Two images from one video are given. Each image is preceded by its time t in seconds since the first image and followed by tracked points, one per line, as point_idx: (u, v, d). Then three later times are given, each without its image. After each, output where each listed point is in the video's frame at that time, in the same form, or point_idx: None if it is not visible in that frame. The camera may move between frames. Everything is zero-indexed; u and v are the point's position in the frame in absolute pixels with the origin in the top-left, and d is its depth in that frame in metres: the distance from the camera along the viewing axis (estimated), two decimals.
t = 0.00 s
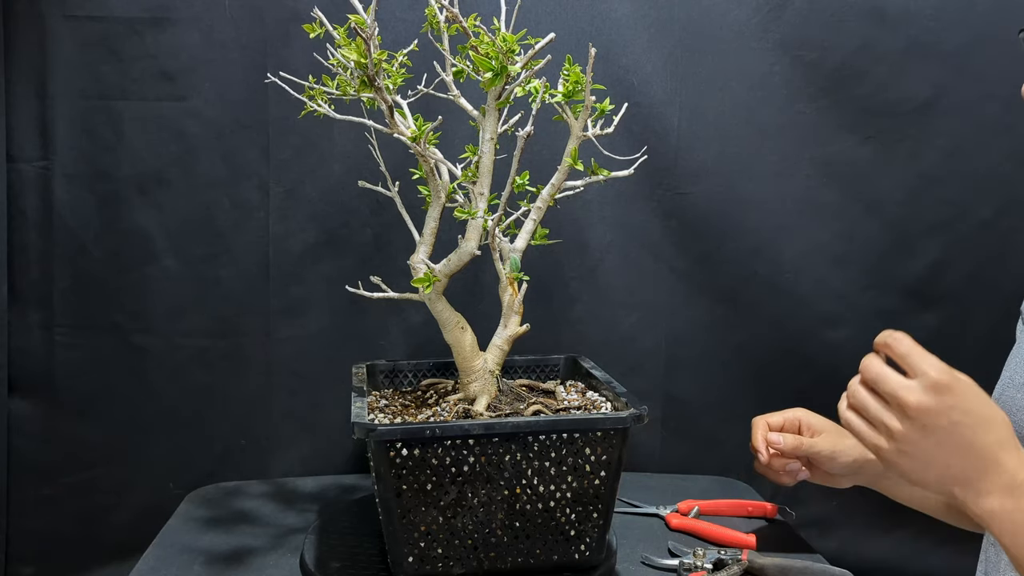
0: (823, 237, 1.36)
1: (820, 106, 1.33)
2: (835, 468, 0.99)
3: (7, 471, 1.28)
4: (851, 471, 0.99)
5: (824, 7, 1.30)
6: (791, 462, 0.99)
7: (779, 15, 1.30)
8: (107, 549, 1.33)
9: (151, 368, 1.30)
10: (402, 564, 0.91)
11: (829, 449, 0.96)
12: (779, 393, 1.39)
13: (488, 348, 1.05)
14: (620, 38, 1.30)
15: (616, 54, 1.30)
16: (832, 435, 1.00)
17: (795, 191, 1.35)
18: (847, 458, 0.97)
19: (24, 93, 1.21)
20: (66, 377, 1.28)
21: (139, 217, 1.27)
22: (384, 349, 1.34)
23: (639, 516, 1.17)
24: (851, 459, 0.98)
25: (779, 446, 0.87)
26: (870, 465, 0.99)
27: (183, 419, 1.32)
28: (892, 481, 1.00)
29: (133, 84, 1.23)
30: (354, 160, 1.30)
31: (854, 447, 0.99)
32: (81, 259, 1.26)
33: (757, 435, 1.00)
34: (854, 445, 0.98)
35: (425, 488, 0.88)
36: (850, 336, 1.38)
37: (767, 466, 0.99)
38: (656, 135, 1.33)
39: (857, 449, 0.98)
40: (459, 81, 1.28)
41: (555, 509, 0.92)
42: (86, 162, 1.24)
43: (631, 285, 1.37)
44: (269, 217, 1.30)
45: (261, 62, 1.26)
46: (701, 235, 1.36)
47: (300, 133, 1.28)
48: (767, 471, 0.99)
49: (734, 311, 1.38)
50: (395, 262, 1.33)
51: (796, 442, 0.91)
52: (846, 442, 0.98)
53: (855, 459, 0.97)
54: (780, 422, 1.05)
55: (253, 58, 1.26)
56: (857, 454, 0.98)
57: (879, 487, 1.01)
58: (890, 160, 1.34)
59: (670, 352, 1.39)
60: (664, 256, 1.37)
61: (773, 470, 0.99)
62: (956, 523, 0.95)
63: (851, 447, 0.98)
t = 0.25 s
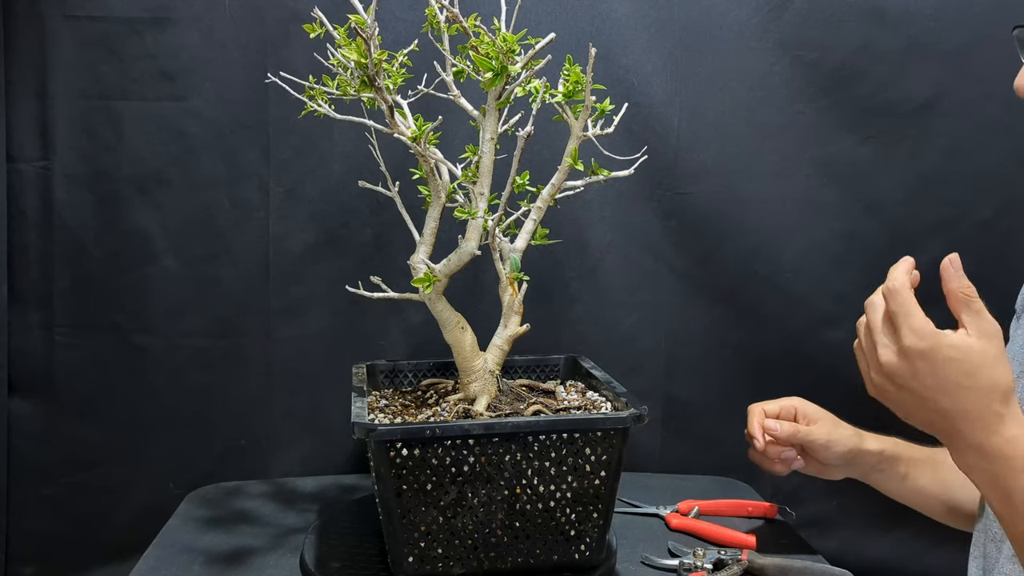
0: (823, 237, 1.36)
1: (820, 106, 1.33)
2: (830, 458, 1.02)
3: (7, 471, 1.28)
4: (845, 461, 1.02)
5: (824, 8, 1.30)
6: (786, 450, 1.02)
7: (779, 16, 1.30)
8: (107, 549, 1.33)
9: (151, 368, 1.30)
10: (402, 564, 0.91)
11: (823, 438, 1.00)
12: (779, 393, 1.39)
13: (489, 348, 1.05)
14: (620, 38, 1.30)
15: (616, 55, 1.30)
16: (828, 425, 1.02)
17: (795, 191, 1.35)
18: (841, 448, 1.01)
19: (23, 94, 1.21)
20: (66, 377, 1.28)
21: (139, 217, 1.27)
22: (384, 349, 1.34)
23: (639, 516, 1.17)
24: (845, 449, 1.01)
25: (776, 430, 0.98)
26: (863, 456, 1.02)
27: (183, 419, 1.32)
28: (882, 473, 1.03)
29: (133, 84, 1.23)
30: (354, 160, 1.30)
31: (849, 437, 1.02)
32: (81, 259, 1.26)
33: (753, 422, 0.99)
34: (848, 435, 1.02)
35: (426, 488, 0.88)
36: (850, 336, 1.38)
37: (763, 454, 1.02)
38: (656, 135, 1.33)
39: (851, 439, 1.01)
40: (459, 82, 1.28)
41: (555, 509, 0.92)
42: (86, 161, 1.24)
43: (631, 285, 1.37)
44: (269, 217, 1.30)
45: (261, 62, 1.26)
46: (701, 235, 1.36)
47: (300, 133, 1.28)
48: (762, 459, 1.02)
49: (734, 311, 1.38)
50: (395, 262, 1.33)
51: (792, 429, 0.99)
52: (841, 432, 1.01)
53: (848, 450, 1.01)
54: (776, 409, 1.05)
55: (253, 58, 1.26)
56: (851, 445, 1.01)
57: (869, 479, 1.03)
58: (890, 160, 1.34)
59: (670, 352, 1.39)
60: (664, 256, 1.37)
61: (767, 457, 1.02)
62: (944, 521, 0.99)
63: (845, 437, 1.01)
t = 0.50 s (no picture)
0: (823, 237, 1.36)
1: (820, 106, 1.33)
2: (816, 451, 1.01)
3: (7, 471, 1.28)
4: (831, 454, 1.01)
5: (824, 8, 1.30)
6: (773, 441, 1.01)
7: (779, 16, 1.30)
8: (108, 549, 1.33)
9: (151, 368, 1.30)
10: (402, 564, 0.91)
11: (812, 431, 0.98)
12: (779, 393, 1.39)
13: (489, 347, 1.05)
14: (620, 38, 1.30)
15: (616, 54, 1.30)
16: (816, 418, 1.01)
17: (795, 191, 1.35)
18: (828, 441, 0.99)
19: (23, 94, 1.21)
20: (66, 377, 1.28)
21: (139, 217, 1.27)
22: (384, 349, 1.34)
23: (639, 516, 1.17)
24: (832, 443, 1.00)
25: (765, 422, 0.96)
26: (850, 449, 1.01)
27: (183, 419, 1.32)
28: (869, 467, 1.02)
29: (133, 84, 1.23)
30: (354, 160, 1.30)
31: (835, 430, 1.01)
32: (81, 259, 1.26)
33: (740, 414, 0.99)
34: (835, 428, 1.00)
35: (426, 488, 0.88)
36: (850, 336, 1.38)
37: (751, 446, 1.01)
38: (656, 135, 1.33)
39: (838, 432, 1.00)
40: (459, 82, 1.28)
41: (555, 509, 0.92)
42: (86, 161, 1.24)
43: (631, 285, 1.37)
44: (269, 217, 1.30)
45: (261, 62, 1.26)
46: (701, 235, 1.36)
47: (300, 133, 1.28)
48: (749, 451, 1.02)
49: (734, 311, 1.38)
50: (395, 262, 1.33)
51: (780, 420, 0.98)
52: (828, 425, 1.00)
53: (835, 443, 1.00)
54: (764, 402, 1.04)
55: (253, 58, 1.26)
56: (838, 438, 1.00)
57: (856, 472, 1.02)
58: (890, 160, 1.34)
59: (670, 352, 1.39)
60: (664, 256, 1.37)
61: (755, 448, 1.02)
62: (927, 514, 1.00)
63: (832, 430, 1.00)
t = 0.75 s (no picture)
0: (823, 237, 1.36)
1: (820, 106, 1.33)
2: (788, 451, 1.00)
3: (7, 471, 1.28)
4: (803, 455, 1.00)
5: (824, 8, 1.30)
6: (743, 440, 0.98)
7: (779, 16, 1.30)
8: (107, 549, 1.33)
9: (151, 368, 1.30)
10: (402, 564, 0.91)
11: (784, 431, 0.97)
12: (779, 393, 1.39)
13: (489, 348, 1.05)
14: (620, 38, 1.30)
15: (616, 54, 1.30)
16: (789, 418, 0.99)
17: (794, 191, 1.35)
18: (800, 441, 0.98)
19: (23, 94, 1.21)
20: (66, 377, 1.28)
21: (139, 217, 1.27)
22: (384, 349, 1.34)
23: (639, 516, 1.17)
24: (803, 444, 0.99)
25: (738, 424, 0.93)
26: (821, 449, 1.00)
27: (183, 419, 1.32)
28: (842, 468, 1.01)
29: (133, 84, 1.23)
30: (354, 160, 1.30)
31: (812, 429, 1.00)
32: (81, 259, 1.26)
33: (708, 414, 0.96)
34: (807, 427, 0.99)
35: (426, 488, 0.88)
36: (850, 336, 1.38)
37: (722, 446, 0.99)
38: (656, 135, 1.33)
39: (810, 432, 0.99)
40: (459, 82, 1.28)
41: (555, 509, 0.92)
42: (86, 161, 1.24)
43: (631, 285, 1.37)
44: (269, 217, 1.30)
45: (261, 62, 1.26)
46: (701, 235, 1.36)
47: (300, 133, 1.28)
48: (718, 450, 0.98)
49: (733, 311, 1.38)
50: (395, 262, 1.33)
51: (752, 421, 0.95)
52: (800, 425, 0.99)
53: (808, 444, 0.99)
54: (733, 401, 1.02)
55: (253, 58, 1.26)
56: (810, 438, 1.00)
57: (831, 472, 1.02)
58: (890, 161, 1.34)
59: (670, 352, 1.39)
60: (664, 256, 1.37)
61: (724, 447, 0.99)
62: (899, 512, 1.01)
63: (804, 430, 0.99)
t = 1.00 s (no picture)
0: (823, 237, 1.36)
1: (820, 106, 1.33)
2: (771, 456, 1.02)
3: (7, 471, 1.28)
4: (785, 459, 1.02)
5: (824, 8, 1.30)
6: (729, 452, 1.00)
7: (779, 16, 1.30)
8: (107, 549, 1.33)
9: (151, 368, 1.30)
10: (402, 564, 0.91)
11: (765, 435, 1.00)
12: (779, 393, 1.39)
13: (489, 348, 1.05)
14: (620, 38, 1.30)
15: (616, 54, 1.30)
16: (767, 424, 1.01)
17: (794, 191, 1.35)
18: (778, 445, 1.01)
19: (23, 94, 1.21)
20: (66, 377, 1.28)
21: (139, 217, 1.27)
22: (384, 349, 1.34)
23: (639, 516, 1.17)
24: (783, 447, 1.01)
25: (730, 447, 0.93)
26: (802, 452, 1.02)
27: (183, 419, 1.32)
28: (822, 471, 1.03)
29: (133, 85, 1.23)
30: (354, 160, 1.30)
31: (786, 432, 1.03)
32: (81, 259, 1.26)
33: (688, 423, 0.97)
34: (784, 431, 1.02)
35: (426, 488, 0.88)
36: (850, 336, 1.38)
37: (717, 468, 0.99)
38: (656, 135, 1.33)
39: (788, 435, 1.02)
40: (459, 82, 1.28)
41: (555, 509, 0.91)
42: (86, 161, 1.24)
43: (631, 285, 1.37)
44: (269, 217, 1.30)
45: (261, 62, 1.26)
46: (701, 235, 1.36)
47: (300, 132, 1.28)
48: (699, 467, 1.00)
49: (733, 311, 1.38)
50: (395, 262, 1.33)
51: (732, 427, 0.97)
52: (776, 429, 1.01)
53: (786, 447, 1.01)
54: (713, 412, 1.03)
55: (253, 57, 1.26)
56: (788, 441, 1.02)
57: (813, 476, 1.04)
58: (890, 161, 1.34)
59: (670, 352, 1.39)
60: (664, 256, 1.37)
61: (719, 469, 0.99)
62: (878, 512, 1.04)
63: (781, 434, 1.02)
